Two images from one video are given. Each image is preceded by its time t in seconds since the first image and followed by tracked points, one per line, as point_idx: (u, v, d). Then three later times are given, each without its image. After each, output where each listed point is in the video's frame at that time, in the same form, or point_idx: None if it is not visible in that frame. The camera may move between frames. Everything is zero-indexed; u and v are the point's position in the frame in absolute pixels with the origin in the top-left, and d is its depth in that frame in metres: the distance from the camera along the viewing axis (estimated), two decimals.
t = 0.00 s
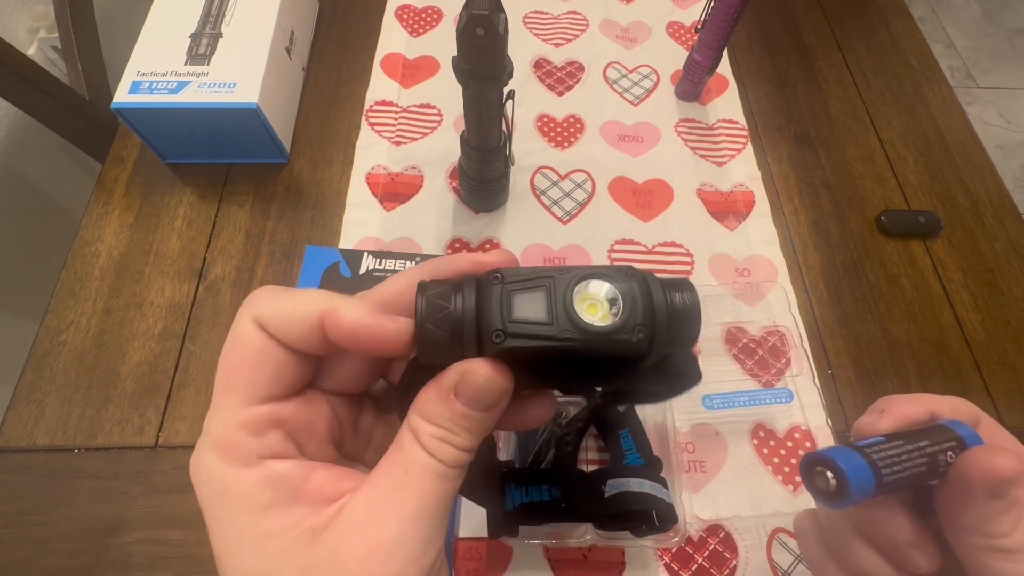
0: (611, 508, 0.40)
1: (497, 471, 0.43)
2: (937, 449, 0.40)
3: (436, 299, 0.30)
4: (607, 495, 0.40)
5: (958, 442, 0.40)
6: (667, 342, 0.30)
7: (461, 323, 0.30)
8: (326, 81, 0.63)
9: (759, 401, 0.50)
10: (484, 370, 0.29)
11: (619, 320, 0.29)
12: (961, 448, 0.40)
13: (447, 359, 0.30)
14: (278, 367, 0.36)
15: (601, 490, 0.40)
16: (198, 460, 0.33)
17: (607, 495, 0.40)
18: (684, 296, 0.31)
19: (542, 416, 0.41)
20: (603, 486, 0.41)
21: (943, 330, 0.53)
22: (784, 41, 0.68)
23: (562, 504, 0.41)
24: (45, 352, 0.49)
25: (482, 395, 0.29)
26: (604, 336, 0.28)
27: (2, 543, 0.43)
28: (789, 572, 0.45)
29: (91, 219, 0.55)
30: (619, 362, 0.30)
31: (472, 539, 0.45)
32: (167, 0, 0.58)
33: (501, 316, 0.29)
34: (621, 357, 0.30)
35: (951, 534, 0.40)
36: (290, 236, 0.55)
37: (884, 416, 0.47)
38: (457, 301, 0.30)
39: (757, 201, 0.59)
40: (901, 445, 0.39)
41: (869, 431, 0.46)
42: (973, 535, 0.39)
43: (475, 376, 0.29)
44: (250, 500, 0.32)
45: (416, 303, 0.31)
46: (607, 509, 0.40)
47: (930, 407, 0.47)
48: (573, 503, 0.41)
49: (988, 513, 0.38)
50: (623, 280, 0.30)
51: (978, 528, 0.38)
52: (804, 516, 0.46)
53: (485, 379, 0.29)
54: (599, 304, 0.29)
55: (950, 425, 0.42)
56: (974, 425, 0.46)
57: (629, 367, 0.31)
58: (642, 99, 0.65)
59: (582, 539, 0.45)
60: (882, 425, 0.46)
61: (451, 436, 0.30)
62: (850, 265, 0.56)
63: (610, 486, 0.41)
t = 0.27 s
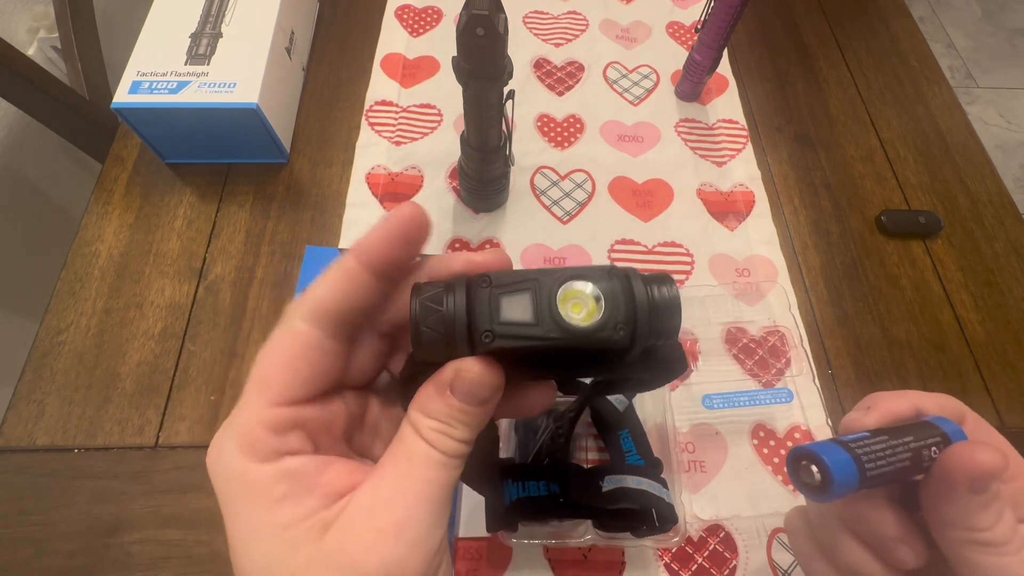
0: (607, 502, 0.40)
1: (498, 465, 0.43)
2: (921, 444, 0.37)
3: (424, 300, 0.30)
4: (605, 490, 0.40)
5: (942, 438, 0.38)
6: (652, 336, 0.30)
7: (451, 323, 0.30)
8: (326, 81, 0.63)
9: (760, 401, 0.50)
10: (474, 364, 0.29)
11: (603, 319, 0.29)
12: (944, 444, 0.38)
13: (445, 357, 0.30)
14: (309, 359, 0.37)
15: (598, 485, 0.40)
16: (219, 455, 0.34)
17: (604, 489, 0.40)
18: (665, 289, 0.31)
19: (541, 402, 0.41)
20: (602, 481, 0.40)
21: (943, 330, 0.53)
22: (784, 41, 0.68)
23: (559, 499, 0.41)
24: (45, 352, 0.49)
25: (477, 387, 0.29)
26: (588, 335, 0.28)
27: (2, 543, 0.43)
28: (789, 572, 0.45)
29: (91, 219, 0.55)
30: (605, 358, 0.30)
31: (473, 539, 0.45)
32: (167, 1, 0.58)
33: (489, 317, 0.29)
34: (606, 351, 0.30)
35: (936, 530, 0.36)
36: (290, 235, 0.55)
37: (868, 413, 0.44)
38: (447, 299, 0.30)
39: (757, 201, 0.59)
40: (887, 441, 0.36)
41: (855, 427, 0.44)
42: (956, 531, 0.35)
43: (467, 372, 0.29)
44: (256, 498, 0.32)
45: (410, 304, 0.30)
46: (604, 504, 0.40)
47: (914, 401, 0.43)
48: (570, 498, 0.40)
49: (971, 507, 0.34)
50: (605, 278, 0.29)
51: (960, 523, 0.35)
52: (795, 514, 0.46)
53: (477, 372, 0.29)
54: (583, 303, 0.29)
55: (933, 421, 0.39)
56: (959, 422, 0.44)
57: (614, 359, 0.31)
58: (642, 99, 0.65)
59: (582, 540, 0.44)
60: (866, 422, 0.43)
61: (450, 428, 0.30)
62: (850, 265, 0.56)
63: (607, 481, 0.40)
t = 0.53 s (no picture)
0: (605, 497, 0.40)
1: (503, 462, 0.43)
2: (915, 445, 0.37)
3: (425, 317, 0.30)
4: (604, 485, 0.40)
5: (937, 438, 0.38)
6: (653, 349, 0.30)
7: (453, 338, 0.29)
8: (326, 81, 0.63)
9: (759, 401, 0.50)
10: (475, 378, 0.30)
11: (603, 334, 0.29)
12: (939, 444, 0.37)
13: (450, 369, 0.30)
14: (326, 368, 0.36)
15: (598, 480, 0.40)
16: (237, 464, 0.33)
17: (604, 484, 0.40)
18: (666, 296, 0.30)
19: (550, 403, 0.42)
20: (602, 476, 0.41)
21: (943, 330, 0.53)
22: (784, 41, 0.68)
23: (558, 494, 0.41)
24: (45, 352, 0.49)
25: (482, 397, 0.30)
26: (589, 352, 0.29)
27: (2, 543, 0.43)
28: (789, 572, 0.45)
29: (91, 219, 0.55)
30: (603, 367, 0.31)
31: (474, 539, 0.45)
32: (167, 0, 0.58)
33: (492, 334, 0.29)
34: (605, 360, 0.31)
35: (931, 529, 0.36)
36: (290, 235, 0.55)
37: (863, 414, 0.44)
38: (450, 312, 0.30)
39: (757, 201, 0.59)
40: (881, 441, 0.36)
41: (850, 428, 0.43)
42: (950, 529, 0.35)
43: (471, 384, 0.30)
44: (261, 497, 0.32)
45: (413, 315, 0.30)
46: (604, 499, 0.40)
47: (911, 402, 0.44)
48: (569, 493, 0.41)
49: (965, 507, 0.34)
50: (605, 295, 0.30)
51: (955, 522, 0.35)
52: (792, 514, 0.46)
53: (479, 384, 0.30)
54: (582, 322, 0.29)
55: (929, 421, 0.39)
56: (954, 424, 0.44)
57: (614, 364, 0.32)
58: (642, 99, 0.65)
59: (582, 539, 0.44)
60: (860, 422, 0.43)
61: (458, 437, 0.31)
62: (850, 265, 0.56)
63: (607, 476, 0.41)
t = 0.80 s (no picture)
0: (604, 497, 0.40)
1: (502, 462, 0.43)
2: (918, 443, 0.37)
3: (431, 320, 0.30)
4: (604, 486, 0.40)
5: (939, 437, 0.38)
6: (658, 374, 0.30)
7: (456, 343, 0.30)
8: (326, 81, 0.63)
9: (759, 401, 0.50)
10: (474, 383, 0.31)
11: (608, 353, 0.29)
12: (942, 443, 0.37)
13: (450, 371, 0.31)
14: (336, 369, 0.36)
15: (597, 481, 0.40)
16: (243, 464, 0.33)
17: (603, 485, 0.40)
18: (678, 321, 0.31)
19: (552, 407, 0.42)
20: (601, 477, 0.41)
21: (943, 330, 0.53)
22: (784, 41, 0.68)
23: (557, 495, 0.41)
24: (45, 352, 0.49)
25: (481, 401, 0.30)
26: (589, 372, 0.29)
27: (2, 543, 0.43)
28: (789, 572, 0.45)
29: (91, 219, 0.55)
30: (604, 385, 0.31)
31: (475, 538, 0.45)
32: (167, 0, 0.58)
33: (496, 343, 0.30)
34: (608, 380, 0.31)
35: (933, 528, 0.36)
36: (290, 235, 0.55)
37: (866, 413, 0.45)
38: (455, 318, 0.30)
39: (757, 201, 0.59)
40: (883, 439, 0.36)
41: (853, 426, 0.44)
42: (953, 528, 0.35)
43: (470, 388, 0.30)
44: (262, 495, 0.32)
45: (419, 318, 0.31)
46: (603, 500, 0.40)
47: (913, 401, 0.44)
48: (568, 493, 0.40)
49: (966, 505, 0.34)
50: (613, 316, 0.30)
51: (955, 520, 0.35)
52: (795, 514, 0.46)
53: (478, 388, 0.30)
54: (586, 342, 0.29)
55: (931, 420, 0.39)
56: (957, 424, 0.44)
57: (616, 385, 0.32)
58: (642, 99, 0.65)
59: (582, 539, 0.44)
60: (863, 421, 0.44)
61: (457, 442, 0.31)
62: (850, 265, 0.56)
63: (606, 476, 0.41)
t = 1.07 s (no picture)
0: (604, 496, 0.40)
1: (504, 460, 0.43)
2: (908, 438, 0.36)
3: (425, 324, 0.30)
4: (604, 485, 0.40)
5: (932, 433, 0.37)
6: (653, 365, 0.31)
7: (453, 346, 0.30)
8: (326, 81, 0.63)
9: (759, 401, 0.50)
10: (473, 382, 0.31)
11: (603, 350, 0.29)
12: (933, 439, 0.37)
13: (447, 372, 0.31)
14: (333, 363, 0.36)
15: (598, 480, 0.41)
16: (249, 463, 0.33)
17: (603, 484, 0.40)
18: (673, 310, 0.30)
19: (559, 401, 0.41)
20: (602, 475, 0.41)
21: (943, 330, 0.53)
22: (785, 41, 0.68)
23: (559, 493, 0.41)
24: (45, 352, 0.49)
25: (480, 399, 0.31)
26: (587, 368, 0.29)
27: (2, 543, 0.43)
28: (789, 572, 0.45)
29: (91, 219, 0.55)
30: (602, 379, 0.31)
31: (476, 538, 0.45)
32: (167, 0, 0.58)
33: (490, 346, 0.30)
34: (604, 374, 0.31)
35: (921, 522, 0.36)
36: (290, 235, 0.55)
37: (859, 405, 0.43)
38: (449, 321, 0.30)
39: (757, 201, 0.59)
40: (872, 434, 0.36)
41: (847, 420, 0.43)
42: (940, 522, 0.35)
43: (468, 387, 0.31)
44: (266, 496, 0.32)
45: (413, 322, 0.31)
46: (604, 499, 0.40)
47: (909, 396, 0.43)
48: (569, 492, 0.41)
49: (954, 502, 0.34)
50: (607, 310, 0.30)
51: (943, 515, 0.34)
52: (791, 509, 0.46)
53: (476, 387, 0.30)
54: (581, 338, 0.30)
55: (925, 416, 0.38)
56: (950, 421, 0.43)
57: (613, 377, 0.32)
58: (642, 99, 0.65)
59: (582, 539, 0.44)
60: (855, 414, 0.43)
61: (458, 441, 0.31)
62: (850, 265, 0.56)
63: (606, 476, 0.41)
